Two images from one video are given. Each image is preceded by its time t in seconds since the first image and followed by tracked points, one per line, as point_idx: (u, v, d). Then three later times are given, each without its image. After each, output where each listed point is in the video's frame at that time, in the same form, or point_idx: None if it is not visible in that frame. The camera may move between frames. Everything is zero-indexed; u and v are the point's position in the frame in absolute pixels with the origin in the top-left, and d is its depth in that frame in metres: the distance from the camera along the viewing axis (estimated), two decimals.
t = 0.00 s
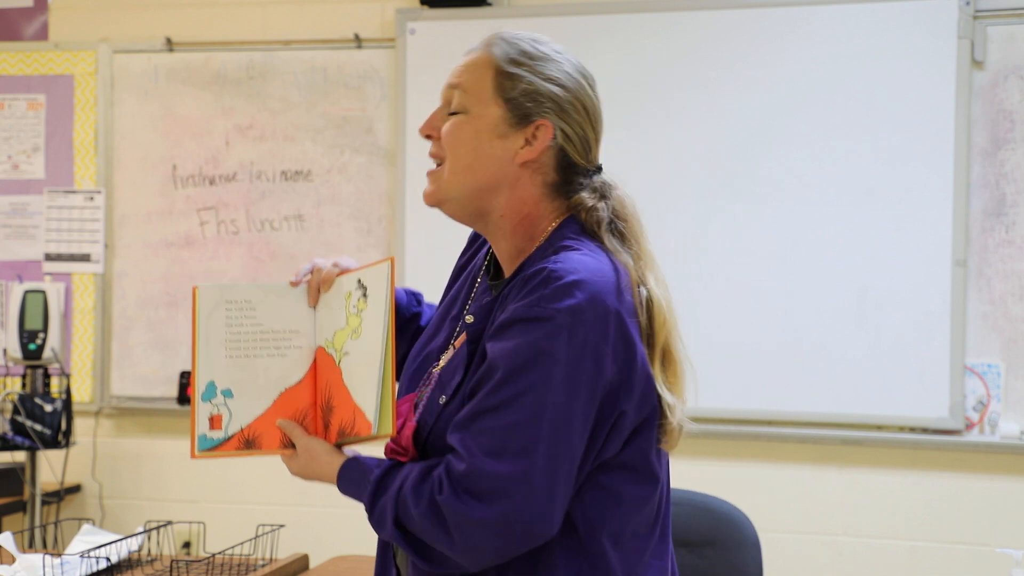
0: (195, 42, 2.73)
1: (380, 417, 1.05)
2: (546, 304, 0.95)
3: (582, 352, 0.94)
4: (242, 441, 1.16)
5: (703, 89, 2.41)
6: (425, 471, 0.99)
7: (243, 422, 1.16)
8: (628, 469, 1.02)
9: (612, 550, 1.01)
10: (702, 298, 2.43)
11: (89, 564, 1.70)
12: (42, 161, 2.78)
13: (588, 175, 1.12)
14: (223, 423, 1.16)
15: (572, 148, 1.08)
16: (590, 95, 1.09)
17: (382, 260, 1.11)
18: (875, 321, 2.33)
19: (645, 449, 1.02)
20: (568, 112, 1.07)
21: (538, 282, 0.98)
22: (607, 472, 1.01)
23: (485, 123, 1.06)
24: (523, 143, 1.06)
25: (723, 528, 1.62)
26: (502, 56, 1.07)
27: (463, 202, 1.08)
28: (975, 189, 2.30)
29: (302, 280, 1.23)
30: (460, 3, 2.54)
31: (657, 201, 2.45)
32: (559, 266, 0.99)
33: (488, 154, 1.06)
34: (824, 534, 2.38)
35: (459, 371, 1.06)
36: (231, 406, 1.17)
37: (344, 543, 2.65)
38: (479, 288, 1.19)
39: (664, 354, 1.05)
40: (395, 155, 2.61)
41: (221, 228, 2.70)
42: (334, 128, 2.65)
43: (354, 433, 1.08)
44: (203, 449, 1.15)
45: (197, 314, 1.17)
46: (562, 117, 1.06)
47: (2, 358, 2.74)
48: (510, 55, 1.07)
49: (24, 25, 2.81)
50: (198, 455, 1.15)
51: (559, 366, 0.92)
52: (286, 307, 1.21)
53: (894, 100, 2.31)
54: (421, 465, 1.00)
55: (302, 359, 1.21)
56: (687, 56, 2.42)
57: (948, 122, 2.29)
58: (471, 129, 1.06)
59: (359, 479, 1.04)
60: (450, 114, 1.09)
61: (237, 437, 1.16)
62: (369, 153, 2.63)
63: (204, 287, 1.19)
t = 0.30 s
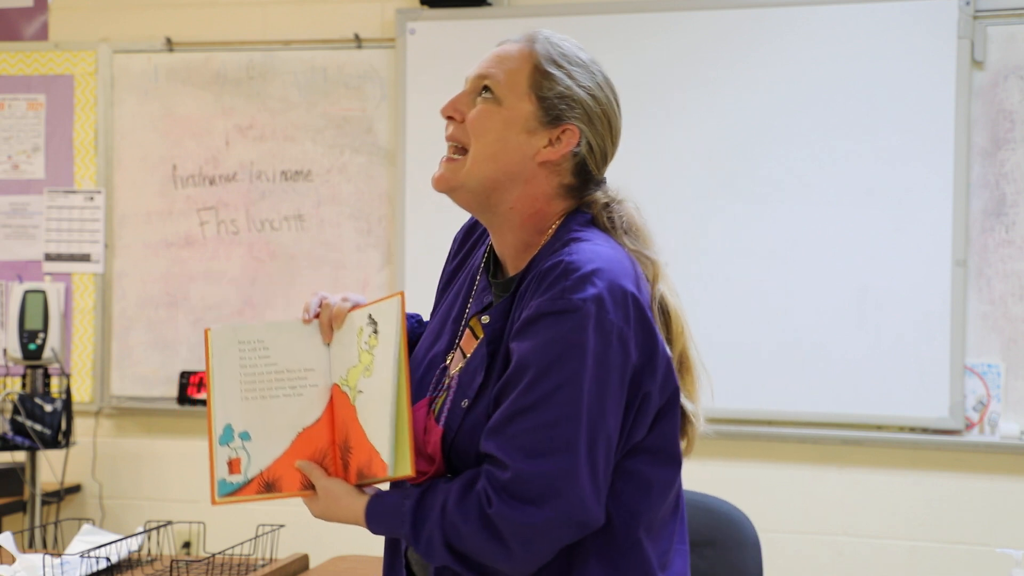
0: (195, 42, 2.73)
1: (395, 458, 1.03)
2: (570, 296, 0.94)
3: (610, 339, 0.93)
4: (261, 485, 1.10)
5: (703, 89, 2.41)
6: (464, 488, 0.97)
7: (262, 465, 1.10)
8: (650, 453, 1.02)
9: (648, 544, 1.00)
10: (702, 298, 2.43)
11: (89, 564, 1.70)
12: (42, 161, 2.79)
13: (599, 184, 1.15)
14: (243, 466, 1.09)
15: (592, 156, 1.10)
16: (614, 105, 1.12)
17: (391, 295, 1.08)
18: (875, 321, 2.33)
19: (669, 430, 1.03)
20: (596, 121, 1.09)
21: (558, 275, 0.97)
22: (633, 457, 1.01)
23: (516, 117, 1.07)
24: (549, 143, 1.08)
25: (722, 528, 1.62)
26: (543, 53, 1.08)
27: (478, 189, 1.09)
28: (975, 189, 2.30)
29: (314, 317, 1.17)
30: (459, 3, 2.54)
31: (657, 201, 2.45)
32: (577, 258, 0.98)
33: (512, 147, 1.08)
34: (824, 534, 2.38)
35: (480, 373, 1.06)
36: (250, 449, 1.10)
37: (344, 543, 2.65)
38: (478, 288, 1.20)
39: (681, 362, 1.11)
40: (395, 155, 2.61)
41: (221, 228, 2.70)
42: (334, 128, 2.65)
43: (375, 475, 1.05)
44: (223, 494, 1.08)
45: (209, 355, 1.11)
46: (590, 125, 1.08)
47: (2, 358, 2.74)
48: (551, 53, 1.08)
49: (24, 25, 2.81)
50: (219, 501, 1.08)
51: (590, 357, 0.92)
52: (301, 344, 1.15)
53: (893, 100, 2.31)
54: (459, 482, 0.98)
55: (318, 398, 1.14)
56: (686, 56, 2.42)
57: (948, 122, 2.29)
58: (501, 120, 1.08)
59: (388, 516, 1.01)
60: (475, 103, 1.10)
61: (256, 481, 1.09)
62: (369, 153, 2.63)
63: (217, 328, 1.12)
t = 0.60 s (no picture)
0: (195, 42, 2.73)
1: (423, 463, 1.04)
2: (597, 293, 0.95)
3: (636, 334, 0.94)
4: (275, 492, 1.10)
5: (703, 89, 2.41)
6: (495, 490, 0.98)
7: (275, 472, 1.10)
8: (675, 446, 1.03)
9: (674, 539, 1.01)
10: (702, 298, 2.43)
11: (89, 564, 1.70)
12: (42, 161, 2.79)
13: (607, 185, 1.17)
14: (255, 474, 1.10)
15: (602, 159, 1.12)
16: (620, 106, 1.14)
17: (410, 298, 1.08)
18: (875, 321, 2.33)
19: (692, 424, 1.03)
20: (605, 124, 1.11)
21: (582, 273, 0.98)
22: (658, 452, 1.02)
23: (530, 122, 1.08)
24: (562, 147, 1.09)
25: (722, 528, 1.62)
26: (553, 57, 1.09)
27: (492, 195, 1.10)
28: (975, 189, 2.30)
29: (325, 322, 1.16)
30: (459, 3, 2.54)
31: (656, 201, 2.45)
32: (601, 255, 0.99)
33: (526, 152, 1.08)
34: (824, 534, 2.38)
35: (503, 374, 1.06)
36: (262, 456, 1.10)
37: (344, 543, 2.65)
38: (489, 291, 1.19)
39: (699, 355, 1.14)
40: (395, 155, 2.61)
41: (221, 228, 2.70)
42: (334, 128, 2.65)
43: (397, 480, 1.07)
44: (235, 503, 1.09)
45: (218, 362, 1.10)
46: (600, 127, 1.10)
47: (2, 358, 2.75)
48: (561, 57, 1.09)
49: (24, 25, 2.81)
50: (231, 510, 1.08)
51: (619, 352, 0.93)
52: (312, 350, 1.15)
53: (893, 100, 2.31)
54: (489, 483, 0.99)
55: (332, 404, 1.14)
56: (686, 56, 2.42)
57: (948, 122, 2.28)
58: (514, 126, 1.08)
59: (410, 520, 1.03)
60: (484, 108, 1.11)
61: (269, 488, 1.10)
62: (369, 153, 2.63)
63: (226, 334, 1.11)
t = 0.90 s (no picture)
0: (195, 42, 2.73)
1: (445, 465, 1.08)
2: (628, 299, 1.00)
3: (664, 339, 0.99)
4: (288, 492, 1.13)
5: (703, 89, 2.41)
6: (519, 491, 1.02)
7: (289, 472, 1.13)
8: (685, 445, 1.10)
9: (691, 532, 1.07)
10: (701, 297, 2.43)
11: (89, 564, 1.70)
12: (42, 161, 2.78)
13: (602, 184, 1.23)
14: (268, 474, 1.12)
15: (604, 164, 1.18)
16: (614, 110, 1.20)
17: (436, 302, 1.12)
18: (875, 321, 2.33)
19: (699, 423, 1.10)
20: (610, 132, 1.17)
21: (610, 282, 1.03)
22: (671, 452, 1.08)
23: (552, 135, 1.10)
24: (577, 158, 1.14)
25: (723, 528, 1.62)
26: (569, 69, 1.12)
27: (514, 206, 1.11)
28: (975, 189, 2.30)
29: (345, 324, 1.19)
30: (459, 3, 2.54)
31: (656, 201, 2.45)
32: (626, 265, 1.04)
33: (548, 164, 1.11)
34: (824, 534, 2.38)
35: (526, 382, 1.10)
36: (276, 456, 1.13)
37: (344, 543, 2.65)
38: (489, 294, 1.24)
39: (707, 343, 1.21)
40: (395, 155, 2.61)
41: (221, 228, 2.70)
42: (334, 128, 2.65)
43: (416, 483, 1.10)
44: (247, 502, 1.11)
45: (237, 359, 1.13)
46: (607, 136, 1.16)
47: (2, 357, 2.74)
48: (575, 70, 1.12)
49: (24, 25, 2.81)
50: (243, 509, 1.10)
51: (651, 356, 0.98)
52: (330, 351, 1.17)
53: (893, 100, 2.31)
54: (512, 485, 1.03)
55: (348, 405, 1.17)
56: (686, 56, 2.42)
57: (948, 122, 2.29)
58: (538, 139, 1.10)
59: (428, 523, 1.07)
60: (500, 118, 1.11)
61: (283, 488, 1.12)
62: (369, 153, 2.63)
63: (244, 332, 1.14)
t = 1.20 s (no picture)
0: (195, 42, 2.72)
1: (461, 484, 1.08)
2: (633, 303, 1.00)
3: (669, 339, 1.00)
4: (296, 505, 1.13)
5: (703, 89, 2.41)
6: (536, 498, 1.03)
7: (297, 484, 1.13)
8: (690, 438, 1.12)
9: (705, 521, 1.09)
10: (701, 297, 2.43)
11: (89, 564, 1.70)
12: (42, 161, 2.78)
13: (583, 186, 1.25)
14: (276, 485, 1.13)
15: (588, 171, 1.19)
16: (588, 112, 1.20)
17: (452, 317, 1.11)
18: (875, 321, 2.33)
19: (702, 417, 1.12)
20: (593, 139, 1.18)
21: (615, 286, 1.03)
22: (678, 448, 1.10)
23: (556, 162, 1.09)
24: (573, 175, 1.14)
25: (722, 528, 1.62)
26: (558, 92, 1.10)
27: (526, 237, 1.11)
28: (975, 189, 2.30)
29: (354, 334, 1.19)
30: (459, 3, 2.54)
31: (657, 201, 2.45)
32: (629, 268, 1.04)
33: (554, 191, 1.11)
34: (824, 534, 2.38)
35: (533, 390, 1.11)
36: (283, 468, 1.13)
37: (344, 543, 2.65)
38: (484, 303, 1.25)
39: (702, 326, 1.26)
40: (395, 155, 2.61)
41: (221, 228, 2.70)
42: (334, 128, 2.65)
43: (429, 501, 1.10)
44: (253, 514, 1.12)
45: (245, 368, 1.13)
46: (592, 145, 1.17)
47: (2, 358, 2.74)
48: (563, 90, 1.10)
49: (24, 25, 2.81)
50: (249, 521, 1.11)
51: (659, 357, 0.98)
52: (340, 362, 1.17)
53: (893, 100, 2.32)
54: (529, 492, 1.04)
55: (358, 418, 1.17)
56: (686, 56, 2.42)
57: (948, 122, 2.29)
58: (544, 170, 1.08)
59: (443, 536, 1.08)
60: (502, 151, 1.08)
61: (290, 501, 1.13)
62: (369, 153, 2.63)
63: (253, 340, 1.14)
